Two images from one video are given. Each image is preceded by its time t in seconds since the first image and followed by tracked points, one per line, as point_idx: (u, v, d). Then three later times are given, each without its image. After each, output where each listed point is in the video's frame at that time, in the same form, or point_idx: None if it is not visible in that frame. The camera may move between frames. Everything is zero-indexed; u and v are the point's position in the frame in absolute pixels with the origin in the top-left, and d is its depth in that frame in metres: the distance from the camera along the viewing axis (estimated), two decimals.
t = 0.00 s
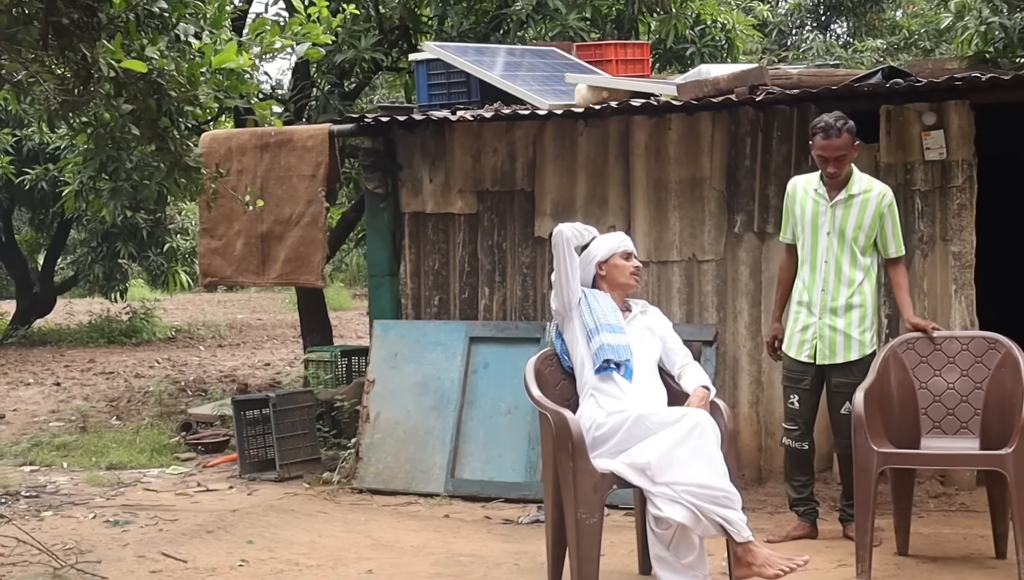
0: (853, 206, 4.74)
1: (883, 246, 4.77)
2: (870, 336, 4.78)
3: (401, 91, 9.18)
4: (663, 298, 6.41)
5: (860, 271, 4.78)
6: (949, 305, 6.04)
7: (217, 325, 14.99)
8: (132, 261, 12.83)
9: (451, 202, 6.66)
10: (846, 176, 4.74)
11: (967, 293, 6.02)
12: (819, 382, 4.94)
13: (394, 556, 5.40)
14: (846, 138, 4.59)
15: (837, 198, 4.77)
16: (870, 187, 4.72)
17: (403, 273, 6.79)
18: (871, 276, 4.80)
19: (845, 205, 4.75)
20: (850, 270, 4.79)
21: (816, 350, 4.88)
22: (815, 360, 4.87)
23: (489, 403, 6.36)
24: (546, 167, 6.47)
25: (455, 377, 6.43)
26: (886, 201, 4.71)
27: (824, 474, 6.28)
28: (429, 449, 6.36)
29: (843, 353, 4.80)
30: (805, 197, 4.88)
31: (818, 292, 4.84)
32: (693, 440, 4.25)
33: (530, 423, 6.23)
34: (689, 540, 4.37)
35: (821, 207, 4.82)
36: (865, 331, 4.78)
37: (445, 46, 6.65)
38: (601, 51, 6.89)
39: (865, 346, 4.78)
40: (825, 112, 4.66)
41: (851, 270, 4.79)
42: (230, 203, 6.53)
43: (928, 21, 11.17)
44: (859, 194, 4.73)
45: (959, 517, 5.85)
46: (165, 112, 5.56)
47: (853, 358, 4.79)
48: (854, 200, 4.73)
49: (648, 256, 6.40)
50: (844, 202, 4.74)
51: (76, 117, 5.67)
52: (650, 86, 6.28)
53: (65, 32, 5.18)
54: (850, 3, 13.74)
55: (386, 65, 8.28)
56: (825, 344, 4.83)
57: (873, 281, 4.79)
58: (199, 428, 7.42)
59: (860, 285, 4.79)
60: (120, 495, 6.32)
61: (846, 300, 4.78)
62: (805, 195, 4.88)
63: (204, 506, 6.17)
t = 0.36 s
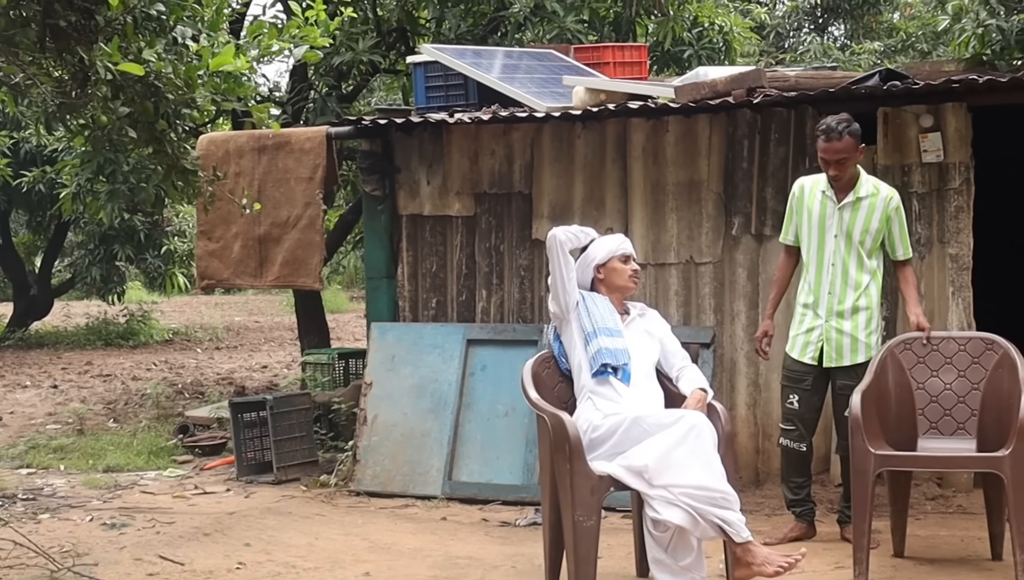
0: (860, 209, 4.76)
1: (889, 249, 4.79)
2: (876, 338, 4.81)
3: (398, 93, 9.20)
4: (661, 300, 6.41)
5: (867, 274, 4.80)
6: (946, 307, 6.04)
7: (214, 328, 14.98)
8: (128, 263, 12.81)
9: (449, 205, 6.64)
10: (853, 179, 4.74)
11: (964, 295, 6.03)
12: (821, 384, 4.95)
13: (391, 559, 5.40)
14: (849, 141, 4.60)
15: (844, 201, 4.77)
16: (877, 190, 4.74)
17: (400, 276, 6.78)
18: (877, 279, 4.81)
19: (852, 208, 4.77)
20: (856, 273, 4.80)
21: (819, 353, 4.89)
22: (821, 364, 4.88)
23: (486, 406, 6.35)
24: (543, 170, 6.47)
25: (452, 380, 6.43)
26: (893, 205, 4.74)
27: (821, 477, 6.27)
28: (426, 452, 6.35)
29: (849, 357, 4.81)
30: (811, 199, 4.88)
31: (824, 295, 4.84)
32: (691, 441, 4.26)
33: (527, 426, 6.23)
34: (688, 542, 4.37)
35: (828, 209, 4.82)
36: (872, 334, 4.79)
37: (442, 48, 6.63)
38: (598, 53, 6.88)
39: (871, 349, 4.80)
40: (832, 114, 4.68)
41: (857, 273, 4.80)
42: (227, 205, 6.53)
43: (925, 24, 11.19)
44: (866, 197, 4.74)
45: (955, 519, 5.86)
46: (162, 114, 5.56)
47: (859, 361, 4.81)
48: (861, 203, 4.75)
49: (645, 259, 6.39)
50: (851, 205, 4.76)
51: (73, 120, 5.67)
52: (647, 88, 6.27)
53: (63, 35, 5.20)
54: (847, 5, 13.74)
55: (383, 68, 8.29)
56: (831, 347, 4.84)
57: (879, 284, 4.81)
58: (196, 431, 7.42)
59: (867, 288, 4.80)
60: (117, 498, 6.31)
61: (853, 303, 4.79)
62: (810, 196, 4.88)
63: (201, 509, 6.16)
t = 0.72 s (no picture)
0: (805, 213, 4.77)
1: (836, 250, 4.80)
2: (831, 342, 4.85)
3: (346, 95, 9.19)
4: (608, 303, 6.42)
5: (818, 278, 4.83)
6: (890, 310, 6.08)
7: (162, 330, 14.87)
8: (73, 265, 12.67)
9: (397, 207, 6.63)
10: (794, 183, 4.75)
11: (908, 299, 6.09)
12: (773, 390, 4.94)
13: (337, 562, 5.37)
14: (778, 146, 4.62)
15: (789, 206, 4.79)
16: (820, 194, 4.76)
17: (347, 278, 6.76)
18: (825, 282, 4.86)
19: (797, 213, 4.78)
20: (806, 278, 4.83)
21: (774, 358, 4.89)
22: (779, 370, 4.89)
23: (433, 409, 6.35)
24: (490, 173, 6.47)
25: (399, 383, 6.42)
26: (837, 206, 4.75)
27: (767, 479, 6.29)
28: (373, 455, 6.33)
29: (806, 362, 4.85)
30: (756, 206, 4.89)
31: (777, 303, 4.86)
32: (636, 444, 4.26)
33: (474, 429, 6.23)
34: (634, 545, 4.36)
35: (774, 214, 4.83)
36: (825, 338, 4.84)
37: (391, 51, 6.61)
38: (546, 57, 6.87)
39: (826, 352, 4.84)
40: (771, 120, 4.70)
41: (807, 278, 4.83)
42: (174, 207, 6.48)
43: (870, 31, 11.31)
44: (810, 200, 4.76)
45: (900, 521, 5.90)
46: (107, 115, 5.52)
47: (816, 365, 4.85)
48: (805, 207, 4.76)
49: (593, 262, 6.41)
50: (795, 210, 4.77)
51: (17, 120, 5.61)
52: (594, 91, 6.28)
53: (7, 34, 5.13)
54: (794, 11, 13.80)
55: (331, 70, 8.28)
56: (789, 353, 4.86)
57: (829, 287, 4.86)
58: (141, 434, 7.35)
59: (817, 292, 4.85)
60: (60, 502, 6.24)
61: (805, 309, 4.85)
62: (755, 203, 4.90)
63: (145, 513, 6.11)
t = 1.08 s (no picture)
0: (793, 209, 4.77)
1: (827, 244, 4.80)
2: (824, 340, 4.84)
3: (328, 94, 9.19)
4: (590, 302, 6.43)
5: (811, 275, 4.82)
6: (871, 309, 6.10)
7: (142, 329, 14.83)
8: (54, 264, 12.65)
9: (378, 207, 6.63)
10: (780, 181, 4.77)
11: (889, 298, 6.09)
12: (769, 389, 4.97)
13: (319, 561, 5.38)
14: (755, 142, 4.63)
15: (777, 205, 4.80)
16: (806, 190, 4.77)
17: (329, 277, 6.76)
18: (819, 277, 4.85)
19: (785, 211, 4.79)
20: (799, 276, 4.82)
21: (772, 359, 4.90)
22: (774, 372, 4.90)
23: (415, 408, 6.37)
24: (472, 172, 6.48)
25: (382, 381, 6.43)
26: (826, 201, 4.75)
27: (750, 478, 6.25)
28: (355, 454, 6.35)
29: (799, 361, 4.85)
30: (746, 207, 4.90)
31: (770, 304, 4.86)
32: (618, 442, 4.27)
33: (456, 427, 6.25)
34: (616, 544, 4.37)
35: (764, 213, 4.84)
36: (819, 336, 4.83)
37: (372, 50, 6.61)
38: (528, 56, 6.87)
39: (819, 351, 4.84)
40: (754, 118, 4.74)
41: (801, 276, 4.81)
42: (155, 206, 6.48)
43: (852, 30, 11.33)
44: (797, 197, 4.77)
45: (881, 519, 5.92)
46: (88, 114, 5.51)
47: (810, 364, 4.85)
48: (793, 204, 4.77)
49: (574, 261, 6.41)
50: (782, 207, 4.78)
51: None
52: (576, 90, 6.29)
53: None
54: (775, 10, 13.77)
55: (313, 69, 8.28)
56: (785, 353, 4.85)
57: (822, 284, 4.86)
58: (123, 433, 7.36)
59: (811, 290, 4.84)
60: (42, 501, 6.25)
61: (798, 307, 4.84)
62: (744, 205, 4.92)
63: (127, 512, 6.12)
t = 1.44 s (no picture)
0: (845, 212, 4.75)
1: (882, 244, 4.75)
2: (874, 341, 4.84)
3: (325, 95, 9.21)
4: (587, 304, 6.42)
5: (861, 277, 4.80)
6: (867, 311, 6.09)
7: (138, 331, 14.82)
8: (51, 265, 12.64)
9: (375, 208, 6.63)
10: (834, 183, 4.73)
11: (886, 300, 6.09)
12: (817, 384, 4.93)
13: (315, 563, 5.37)
14: (799, 145, 4.60)
15: (830, 207, 4.77)
16: (860, 192, 4.72)
17: (325, 279, 6.75)
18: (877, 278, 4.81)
19: (836, 214, 4.76)
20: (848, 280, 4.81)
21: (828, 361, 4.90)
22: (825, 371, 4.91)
23: (411, 410, 6.36)
24: (469, 173, 6.47)
25: (378, 384, 6.42)
26: (880, 203, 4.69)
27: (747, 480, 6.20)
28: (351, 456, 6.34)
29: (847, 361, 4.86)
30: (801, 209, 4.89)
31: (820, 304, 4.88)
32: (614, 446, 4.28)
33: (453, 429, 6.24)
34: (609, 547, 4.36)
35: (817, 216, 4.83)
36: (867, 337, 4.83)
37: (369, 51, 6.62)
38: (525, 58, 6.89)
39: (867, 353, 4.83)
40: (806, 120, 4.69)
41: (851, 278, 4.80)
42: (152, 207, 6.47)
43: (847, 32, 11.34)
44: (849, 200, 4.73)
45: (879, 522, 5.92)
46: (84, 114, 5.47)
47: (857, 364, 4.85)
48: (845, 206, 4.74)
49: (571, 263, 6.41)
50: (833, 208, 4.76)
51: None
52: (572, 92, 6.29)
53: None
54: (772, 12, 13.80)
55: (310, 70, 8.29)
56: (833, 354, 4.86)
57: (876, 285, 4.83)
58: (118, 435, 7.36)
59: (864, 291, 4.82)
60: (37, 503, 6.24)
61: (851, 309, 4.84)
62: (798, 207, 4.90)
63: (123, 514, 6.11)
